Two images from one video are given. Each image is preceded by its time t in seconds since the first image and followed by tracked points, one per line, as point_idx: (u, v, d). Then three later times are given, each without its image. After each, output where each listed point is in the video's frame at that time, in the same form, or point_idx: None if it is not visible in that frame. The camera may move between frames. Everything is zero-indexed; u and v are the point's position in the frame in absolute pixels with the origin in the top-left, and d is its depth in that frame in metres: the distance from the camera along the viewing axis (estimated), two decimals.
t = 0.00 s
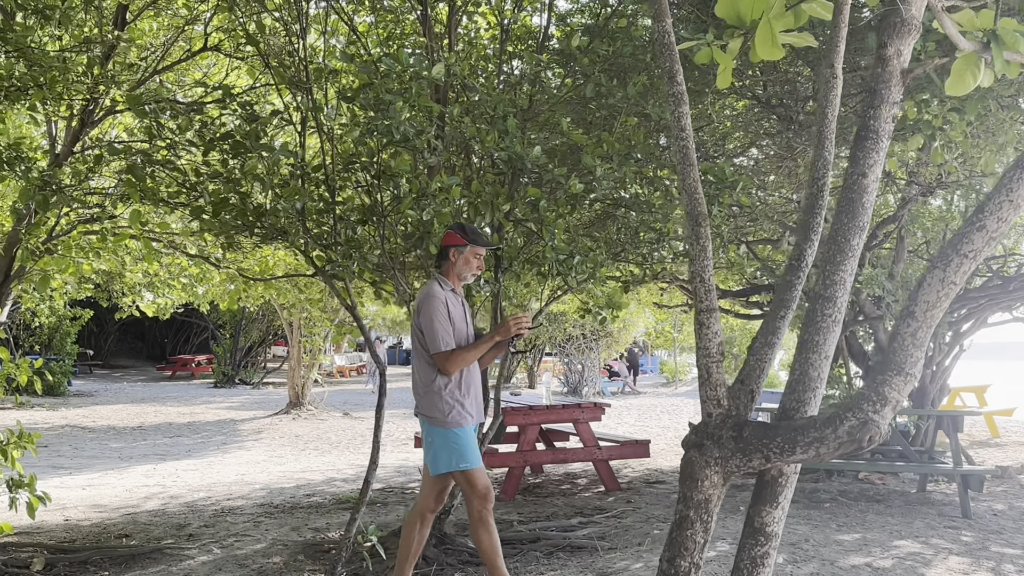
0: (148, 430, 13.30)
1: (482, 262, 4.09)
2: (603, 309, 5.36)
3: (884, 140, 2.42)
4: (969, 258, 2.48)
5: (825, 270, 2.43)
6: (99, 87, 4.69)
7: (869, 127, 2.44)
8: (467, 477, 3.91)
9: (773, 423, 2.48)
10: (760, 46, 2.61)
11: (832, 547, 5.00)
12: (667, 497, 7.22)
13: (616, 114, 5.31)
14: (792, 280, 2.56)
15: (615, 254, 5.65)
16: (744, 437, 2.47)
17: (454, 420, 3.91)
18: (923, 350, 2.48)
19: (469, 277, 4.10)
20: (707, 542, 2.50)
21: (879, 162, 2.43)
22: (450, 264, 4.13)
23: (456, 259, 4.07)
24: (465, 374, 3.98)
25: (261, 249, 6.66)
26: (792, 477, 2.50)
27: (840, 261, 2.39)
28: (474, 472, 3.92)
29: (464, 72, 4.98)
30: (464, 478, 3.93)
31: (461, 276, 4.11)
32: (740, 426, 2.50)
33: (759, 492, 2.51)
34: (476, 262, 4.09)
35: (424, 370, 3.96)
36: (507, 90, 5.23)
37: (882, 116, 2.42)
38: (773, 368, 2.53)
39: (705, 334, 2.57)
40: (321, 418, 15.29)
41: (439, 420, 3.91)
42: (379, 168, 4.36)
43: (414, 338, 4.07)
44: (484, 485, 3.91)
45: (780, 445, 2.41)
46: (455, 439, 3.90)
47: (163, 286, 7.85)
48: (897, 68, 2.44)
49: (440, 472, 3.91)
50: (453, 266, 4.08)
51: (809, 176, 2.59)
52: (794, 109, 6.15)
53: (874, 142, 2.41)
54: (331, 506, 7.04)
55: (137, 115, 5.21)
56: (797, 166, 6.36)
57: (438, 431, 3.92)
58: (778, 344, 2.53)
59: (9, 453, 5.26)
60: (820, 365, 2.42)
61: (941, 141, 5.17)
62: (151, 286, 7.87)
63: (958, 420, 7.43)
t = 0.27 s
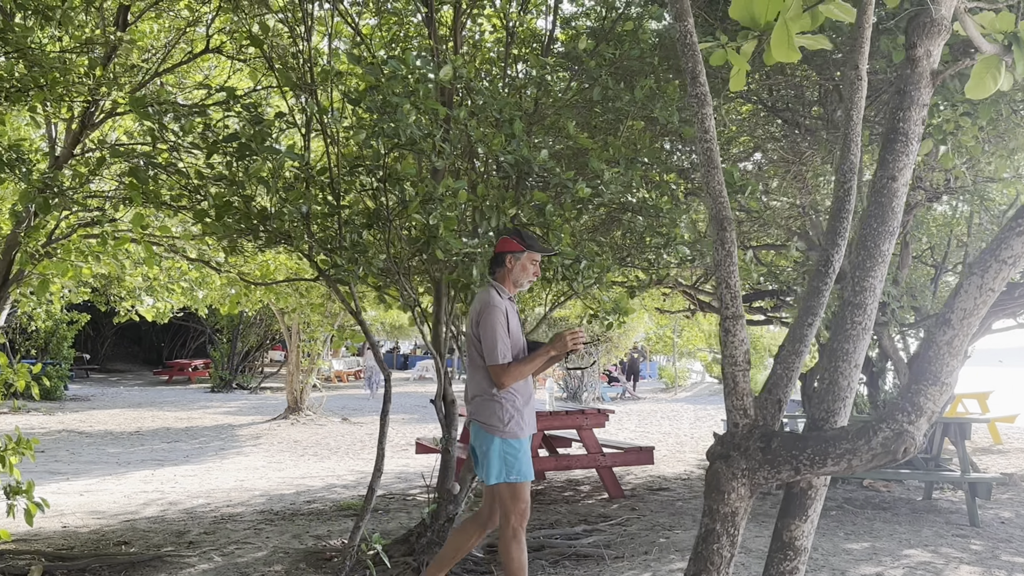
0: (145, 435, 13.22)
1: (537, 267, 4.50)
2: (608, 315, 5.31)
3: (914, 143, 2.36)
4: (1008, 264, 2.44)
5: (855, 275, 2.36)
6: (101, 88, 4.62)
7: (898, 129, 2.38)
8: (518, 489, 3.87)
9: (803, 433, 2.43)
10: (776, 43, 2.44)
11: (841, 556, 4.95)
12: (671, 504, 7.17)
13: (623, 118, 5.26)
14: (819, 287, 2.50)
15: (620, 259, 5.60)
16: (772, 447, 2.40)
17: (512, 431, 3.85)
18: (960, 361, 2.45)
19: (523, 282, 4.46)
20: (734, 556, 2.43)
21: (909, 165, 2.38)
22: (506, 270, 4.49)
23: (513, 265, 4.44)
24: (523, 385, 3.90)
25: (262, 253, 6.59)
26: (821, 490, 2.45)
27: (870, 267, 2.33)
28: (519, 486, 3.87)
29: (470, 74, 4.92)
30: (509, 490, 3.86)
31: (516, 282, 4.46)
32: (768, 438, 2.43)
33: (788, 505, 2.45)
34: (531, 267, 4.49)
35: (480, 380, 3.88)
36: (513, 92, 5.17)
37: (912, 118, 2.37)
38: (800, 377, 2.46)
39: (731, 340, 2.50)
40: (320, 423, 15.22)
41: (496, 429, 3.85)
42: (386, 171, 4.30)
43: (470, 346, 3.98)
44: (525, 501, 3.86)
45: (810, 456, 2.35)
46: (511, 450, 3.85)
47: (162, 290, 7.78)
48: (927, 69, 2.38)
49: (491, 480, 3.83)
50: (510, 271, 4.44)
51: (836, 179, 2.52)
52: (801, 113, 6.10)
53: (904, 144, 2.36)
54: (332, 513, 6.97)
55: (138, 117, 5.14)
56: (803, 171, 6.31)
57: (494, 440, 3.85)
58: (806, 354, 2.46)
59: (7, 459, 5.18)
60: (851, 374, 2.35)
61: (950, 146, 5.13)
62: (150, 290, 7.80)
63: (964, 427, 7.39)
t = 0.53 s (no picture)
0: (146, 439, 13.16)
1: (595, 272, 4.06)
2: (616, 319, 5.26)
3: (951, 145, 2.31)
4: None
5: (893, 279, 2.28)
6: (106, 90, 4.57)
7: (934, 130, 2.33)
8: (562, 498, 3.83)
9: (839, 444, 2.27)
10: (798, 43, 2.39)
11: (855, 565, 4.88)
12: (678, 510, 7.10)
13: (633, 121, 5.20)
14: (852, 294, 2.42)
15: (629, 263, 5.54)
16: (808, 458, 2.26)
17: (561, 439, 3.80)
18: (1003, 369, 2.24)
19: (580, 285, 4.06)
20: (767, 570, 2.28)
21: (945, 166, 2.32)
22: (561, 272, 4.05)
23: (571, 267, 4.02)
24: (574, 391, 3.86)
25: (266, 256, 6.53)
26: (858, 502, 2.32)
27: (907, 272, 2.25)
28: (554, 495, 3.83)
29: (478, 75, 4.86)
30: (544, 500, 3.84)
31: (573, 285, 4.05)
32: (803, 447, 2.28)
33: (825, 516, 2.32)
34: (588, 271, 4.06)
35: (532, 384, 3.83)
36: (521, 96, 5.11)
37: (949, 118, 2.32)
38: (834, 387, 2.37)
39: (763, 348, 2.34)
40: (321, 428, 15.16)
41: (544, 438, 3.81)
42: (395, 173, 4.25)
43: (523, 348, 3.92)
44: (559, 514, 3.82)
45: (849, 467, 2.21)
46: (558, 458, 3.79)
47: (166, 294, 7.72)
48: (964, 68, 2.33)
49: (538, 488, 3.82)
50: (566, 274, 4.03)
51: (868, 179, 2.45)
52: (811, 117, 6.04)
53: (940, 146, 2.30)
54: (337, 519, 6.91)
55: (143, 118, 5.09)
56: (811, 175, 6.24)
57: (542, 448, 3.81)
58: (840, 361, 2.37)
59: (9, 464, 5.11)
60: (889, 382, 2.24)
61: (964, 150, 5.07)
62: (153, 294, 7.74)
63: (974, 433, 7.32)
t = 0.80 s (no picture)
0: (156, 442, 13.16)
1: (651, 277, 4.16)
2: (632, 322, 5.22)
3: (994, 142, 2.32)
4: None
5: (937, 278, 2.29)
6: (122, 90, 4.55)
7: (979, 126, 2.34)
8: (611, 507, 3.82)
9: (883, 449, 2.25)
10: (829, 43, 2.32)
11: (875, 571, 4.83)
12: (692, 515, 7.05)
13: (648, 122, 5.16)
14: (892, 294, 2.40)
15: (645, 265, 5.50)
16: (850, 463, 2.22)
17: (618, 446, 3.79)
18: None
19: (637, 290, 4.15)
20: None
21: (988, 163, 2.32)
22: (618, 277, 4.15)
23: (628, 272, 4.11)
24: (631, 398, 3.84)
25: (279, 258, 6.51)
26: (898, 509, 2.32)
27: (953, 272, 2.26)
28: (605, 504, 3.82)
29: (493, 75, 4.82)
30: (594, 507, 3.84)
31: (629, 290, 4.15)
32: (846, 452, 2.24)
33: (868, 523, 2.31)
34: (644, 276, 4.15)
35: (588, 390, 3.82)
36: (537, 97, 5.08)
37: (993, 112, 2.33)
38: (872, 392, 2.36)
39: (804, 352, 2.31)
40: (330, 431, 15.13)
41: (599, 444, 3.80)
42: (413, 174, 4.22)
43: (581, 353, 3.92)
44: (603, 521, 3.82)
45: (893, 473, 2.18)
46: (611, 466, 3.78)
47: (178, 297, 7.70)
48: (1006, 61, 2.35)
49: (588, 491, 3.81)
50: (623, 279, 4.11)
51: (907, 175, 2.48)
52: (827, 119, 5.99)
53: (984, 143, 2.31)
54: (348, 522, 6.87)
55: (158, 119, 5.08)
56: (827, 177, 6.20)
57: (596, 454, 3.81)
58: (881, 363, 2.36)
59: (22, 466, 5.09)
60: (932, 385, 2.25)
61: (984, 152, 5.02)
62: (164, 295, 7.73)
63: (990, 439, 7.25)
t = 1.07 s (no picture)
0: (174, 443, 13.16)
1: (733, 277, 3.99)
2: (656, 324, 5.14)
3: None
4: None
5: (988, 277, 2.62)
6: (143, 89, 4.52)
7: None
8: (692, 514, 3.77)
9: (941, 448, 2.59)
10: (864, 35, 2.23)
11: None
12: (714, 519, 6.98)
13: (673, 120, 5.11)
14: (945, 290, 2.66)
15: (669, 266, 5.42)
16: (904, 467, 2.55)
17: (696, 452, 3.74)
18: None
19: (717, 291, 4.01)
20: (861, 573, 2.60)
21: None
22: (697, 279, 4.02)
23: (708, 273, 3.97)
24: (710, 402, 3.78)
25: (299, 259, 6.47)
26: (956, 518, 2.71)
27: (1006, 265, 2.59)
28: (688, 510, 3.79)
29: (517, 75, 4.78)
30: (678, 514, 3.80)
31: (710, 292, 4.00)
32: (899, 457, 2.57)
33: (929, 531, 2.71)
34: (725, 276, 3.99)
35: (668, 394, 3.76)
36: (560, 96, 5.02)
37: None
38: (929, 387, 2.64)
39: (857, 353, 2.59)
40: (347, 433, 15.10)
41: (676, 451, 3.76)
42: (436, 174, 4.16)
43: (659, 356, 3.86)
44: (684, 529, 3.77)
45: (948, 476, 2.52)
46: (690, 473, 3.75)
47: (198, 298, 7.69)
48: None
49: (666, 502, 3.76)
50: (703, 280, 3.98)
51: (958, 174, 2.72)
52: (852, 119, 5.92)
53: None
54: (368, 525, 6.83)
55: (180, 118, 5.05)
56: (853, 176, 6.10)
57: (674, 461, 3.76)
58: (937, 357, 2.62)
59: (43, 468, 5.07)
60: (989, 382, 2.59)
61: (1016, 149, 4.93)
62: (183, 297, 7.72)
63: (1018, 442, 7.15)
